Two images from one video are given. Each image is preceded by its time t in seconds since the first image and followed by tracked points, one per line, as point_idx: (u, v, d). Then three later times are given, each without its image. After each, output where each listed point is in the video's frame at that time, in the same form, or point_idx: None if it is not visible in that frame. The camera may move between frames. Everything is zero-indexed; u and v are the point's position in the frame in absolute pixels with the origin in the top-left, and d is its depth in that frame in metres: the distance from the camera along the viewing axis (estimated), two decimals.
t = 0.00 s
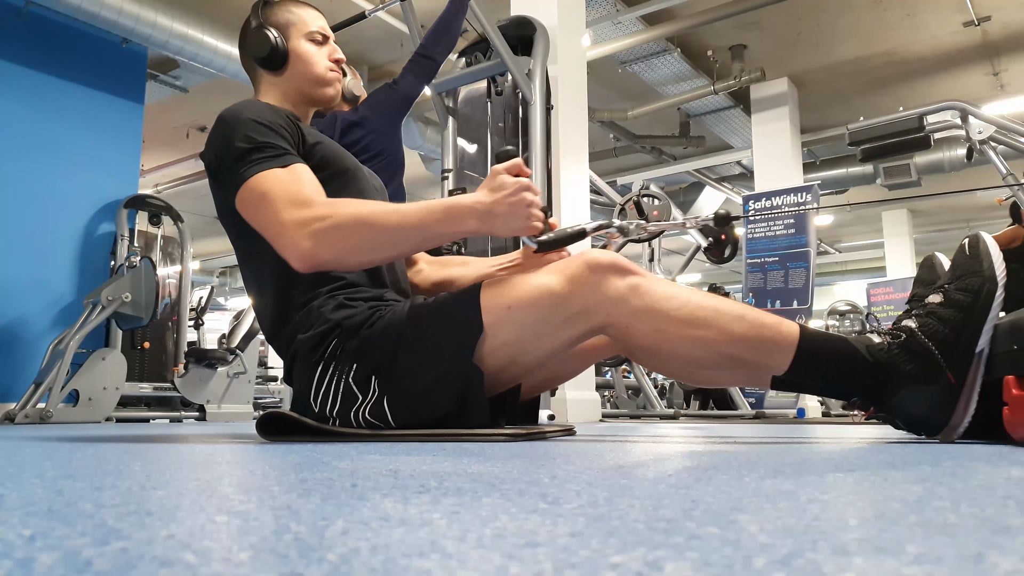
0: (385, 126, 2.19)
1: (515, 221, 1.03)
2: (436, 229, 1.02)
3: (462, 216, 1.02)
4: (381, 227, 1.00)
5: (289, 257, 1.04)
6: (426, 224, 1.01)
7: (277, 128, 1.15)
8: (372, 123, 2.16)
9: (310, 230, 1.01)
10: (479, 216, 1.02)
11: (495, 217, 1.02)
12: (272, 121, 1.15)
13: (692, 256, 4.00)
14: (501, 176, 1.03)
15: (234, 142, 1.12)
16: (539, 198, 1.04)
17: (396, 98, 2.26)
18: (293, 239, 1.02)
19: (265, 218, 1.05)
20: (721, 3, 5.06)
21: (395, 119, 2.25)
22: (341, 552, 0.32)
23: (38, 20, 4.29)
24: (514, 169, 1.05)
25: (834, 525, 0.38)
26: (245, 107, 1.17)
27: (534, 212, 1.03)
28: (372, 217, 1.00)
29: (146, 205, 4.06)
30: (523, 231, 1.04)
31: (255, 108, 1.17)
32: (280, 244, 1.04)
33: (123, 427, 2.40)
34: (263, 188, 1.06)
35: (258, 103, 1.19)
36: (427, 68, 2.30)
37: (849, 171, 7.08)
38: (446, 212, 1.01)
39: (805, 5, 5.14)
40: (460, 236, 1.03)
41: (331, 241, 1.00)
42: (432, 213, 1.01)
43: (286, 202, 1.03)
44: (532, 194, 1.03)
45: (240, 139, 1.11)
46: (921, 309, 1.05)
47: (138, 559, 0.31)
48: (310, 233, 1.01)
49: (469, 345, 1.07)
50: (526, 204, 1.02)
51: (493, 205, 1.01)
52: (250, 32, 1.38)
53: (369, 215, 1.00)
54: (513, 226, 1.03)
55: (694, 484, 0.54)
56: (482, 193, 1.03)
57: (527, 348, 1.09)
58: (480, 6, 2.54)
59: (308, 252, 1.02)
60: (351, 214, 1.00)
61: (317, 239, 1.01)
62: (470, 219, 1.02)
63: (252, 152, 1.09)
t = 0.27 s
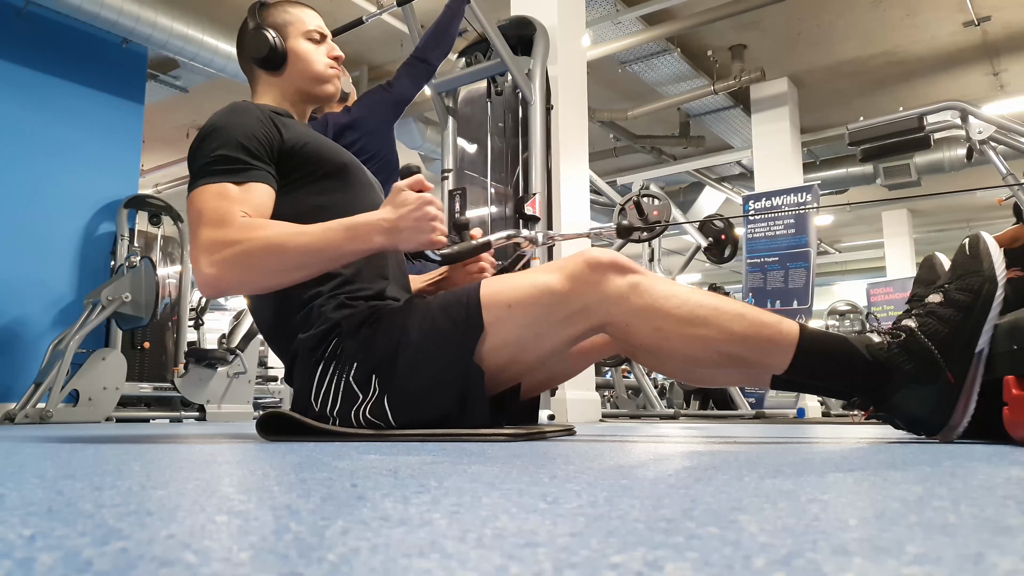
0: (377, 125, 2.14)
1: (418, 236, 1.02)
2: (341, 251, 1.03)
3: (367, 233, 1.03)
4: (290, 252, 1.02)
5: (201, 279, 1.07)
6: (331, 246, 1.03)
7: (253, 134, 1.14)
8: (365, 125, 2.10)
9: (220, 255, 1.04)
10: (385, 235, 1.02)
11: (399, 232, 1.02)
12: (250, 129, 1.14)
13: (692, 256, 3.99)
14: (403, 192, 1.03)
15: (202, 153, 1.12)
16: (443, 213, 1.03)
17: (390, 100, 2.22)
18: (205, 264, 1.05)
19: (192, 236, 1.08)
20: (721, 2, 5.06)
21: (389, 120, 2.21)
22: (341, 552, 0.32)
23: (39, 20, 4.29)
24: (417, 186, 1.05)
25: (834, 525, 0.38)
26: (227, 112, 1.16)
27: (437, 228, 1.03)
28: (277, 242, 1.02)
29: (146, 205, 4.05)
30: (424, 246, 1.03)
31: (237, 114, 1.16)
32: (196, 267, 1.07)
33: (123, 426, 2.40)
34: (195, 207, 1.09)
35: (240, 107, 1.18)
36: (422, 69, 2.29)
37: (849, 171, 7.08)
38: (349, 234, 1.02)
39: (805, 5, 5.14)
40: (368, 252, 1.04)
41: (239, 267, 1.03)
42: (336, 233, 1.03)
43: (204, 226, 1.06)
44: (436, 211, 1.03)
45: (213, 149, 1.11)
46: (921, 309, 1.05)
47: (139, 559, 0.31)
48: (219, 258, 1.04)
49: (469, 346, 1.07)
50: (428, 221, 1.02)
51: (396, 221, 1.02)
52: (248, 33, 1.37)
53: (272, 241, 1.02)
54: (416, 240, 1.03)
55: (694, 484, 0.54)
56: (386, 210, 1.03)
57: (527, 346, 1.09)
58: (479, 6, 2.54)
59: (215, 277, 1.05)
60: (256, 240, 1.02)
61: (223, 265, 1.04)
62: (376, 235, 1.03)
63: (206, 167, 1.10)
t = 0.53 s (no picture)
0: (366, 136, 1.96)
1: (368, 238, 1.03)
2: (286, 253, 1.04)
3: (316, 236, 1.04)
4: (236, 255, 1.03)
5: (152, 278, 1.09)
6: (277, 248, 1.04)
7: (234, 137, 1.14)
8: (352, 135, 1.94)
9: (171, 256, 1.05)
10: (332, 237, 1.03)
11: (350, 234, 1.03)
12: (232, 133, 1.14)
13: (692, 256, 3.99)
14: (351, 195, 1.03)
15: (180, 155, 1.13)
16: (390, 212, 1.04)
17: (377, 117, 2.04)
18: (158, 263, 1.07)
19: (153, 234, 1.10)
20: (721, 3, 5.07)
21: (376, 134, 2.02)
22: (341, 552, 0.32)
23: (39, 20, 4.29)
24: (364, 189, 1.04)
25: (834, 525, 0.38)
26: (212, 118, 1.16)
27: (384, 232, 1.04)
28: (222, 244, 1.02)
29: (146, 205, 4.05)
30: (373, 248, 1.04)
31: (221, 119, 1.15)
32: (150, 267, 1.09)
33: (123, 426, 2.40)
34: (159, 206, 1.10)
35: (223, 109, 1.17)
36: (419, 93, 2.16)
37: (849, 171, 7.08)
38: (298, 237, 1.03)
39: (805, 6, 5.14)
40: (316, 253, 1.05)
41: (188, 268, 1.04)
42: (285, 236, 1.04)
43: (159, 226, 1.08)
44: (384, 212, 1.03)
45: (191, 152, 1.12)
46: (920, 309, 1.05)
47: (138, 559, 0.31)
48: (170, 258, 1.05)
49: (468, 348, 1.06)
50: (375, 224, 1.02)
51: (345, 224, 1.03)
52: (248, 32, 1.38)
53: (219, 243, 1.02)
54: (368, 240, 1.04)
55: (694, 485, 0.54)
56: (334, 214, 1.04)
57: (526, 348, 1.10)
58: (479, 6, 2.54)
59: (164, 277, 1.06)
60: (203, 242, 1.03)
61: (173, 266, 1.05)
62: (324, 237, 1.03)
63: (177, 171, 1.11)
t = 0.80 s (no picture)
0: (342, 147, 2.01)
1: (398, 236, 1.02)
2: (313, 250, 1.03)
3: (343, 233, 1.03)
4: (264, 252, 1.01)
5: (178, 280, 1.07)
6: (305, 246, 1.03)
7: (238, 136, 1.14)
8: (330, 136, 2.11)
9: (195, 256, 1.04)
10: (360, 234, 1.02)
11: (377, 231, 1.02)
12: (237, 132, 1.14)
13: (692, 256, 3.99)
14: (380, 192, 1.03)
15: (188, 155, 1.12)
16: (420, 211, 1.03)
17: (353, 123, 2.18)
18: (182, 264, 1.05)
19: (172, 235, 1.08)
20: (721, 2, 5.06)
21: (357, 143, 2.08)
22: (341, 552, 0.32)
23: (39, 20, 4.29)
24: (393, 186, 1.06)
25: (834, 525, 0.38)
26: (213, 116, 1.15)
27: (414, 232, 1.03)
28: (250, 242, 1.01)
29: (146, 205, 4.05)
30: (401, 246, 1.03)
31: (222, 118, 1.15)
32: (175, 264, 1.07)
33: (123, 426, 2.39)
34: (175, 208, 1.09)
35: (226, 109, 1.17)
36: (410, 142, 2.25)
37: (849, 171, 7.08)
38: (326, 234, 1.02)
39: (805, 5, 5.14)
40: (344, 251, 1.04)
41: (213, 266, 1.03)
42: (314, 234, 1.03)
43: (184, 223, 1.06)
44: (413, 210, 1.03)
45: (201, 150, 1.10)
46: (919, 310, 1.05)
47: (139, 559, 0.31)
48: (195, 258, 1.04)
49: (467, 353, 1.07)
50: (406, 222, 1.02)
51: (374, 220, 1.02)
52: (246, 30, 1.37)
53: (246, 240, 1.01)
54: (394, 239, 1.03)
55: (693, 484, 0.54)
56: (363, 210, 1.03)
57: (526, 355, 1.10)
58: (479, 6, 2.55)
59: (191, 277, 1.05)
60: (229, 240, 1.02)
61: (199, 265, 1.03)
62: (354, 233, 1.02)
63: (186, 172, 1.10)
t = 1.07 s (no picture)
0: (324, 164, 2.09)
1: (458, 230, 1.01)
2: (371, 242, 1.02)
3: (403, 225, 1.02)
4: (322, 241, 1.01)
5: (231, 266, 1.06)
6: (363, 238, 1.01)
7: (251, 132, 1.15)
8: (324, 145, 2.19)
9: (250, 242, 1.03)
10: (419, 227, 1.02)
11: (436, 224, 1.01)
12: (248, 127, 1.15)
13: (691, 256, 3.99)
14: (442, 185, 1.02)
15: (206, 147, 1.12)
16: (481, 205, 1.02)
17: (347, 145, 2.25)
18: (236, 250, 1.04)
19: (214, 224, 1.07)
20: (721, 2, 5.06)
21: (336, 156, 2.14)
22: (341, 552, 0.32)
23: (39, 19, 4.29)
24: (454, 179, 1.05)
25: (833, 525, 0.38)
26: (221, 111, 1.17)
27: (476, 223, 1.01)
28: (309, 230, 1.01)
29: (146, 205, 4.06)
30: (461, 240, 1.02)
31: (231, 112, 1.17)
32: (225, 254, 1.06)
33: (123, 426, 2.39)
34: (215, 198, 1.07)
35: (235, 105, 1.18)
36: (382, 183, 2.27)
37: (849, 171, 7.08)
38: (387, 225, 1.01)
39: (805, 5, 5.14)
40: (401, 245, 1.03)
41: (270, 252, 1.02)
42: (374, 223, 1.02)
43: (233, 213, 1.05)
44: (473, 205, 1.01)
45: (212, 146, 1.11)
46: (919, 310, 1.05)
47: (139, 558, 0.31)
48: (250, 246, 1.03)
49: (467, 353, 1.07)
50: (467, 214, 1.00)
51: (435, 214, 1.01)
52: (241, 29, 1.37)
53: (305, 229, 1.01)
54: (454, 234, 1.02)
55: (693, 484, 0.54)
56: (423, 203, 1.02)
57: (526, 357, 1.10)
58: (479, 5, 2.55)
59: (247, 263, 1.03)
60: (288, 227, 1.01)
61: (257, 250, 1.02)
62: (413, 226, 1.02)
63: (212, 162, 1.09)
